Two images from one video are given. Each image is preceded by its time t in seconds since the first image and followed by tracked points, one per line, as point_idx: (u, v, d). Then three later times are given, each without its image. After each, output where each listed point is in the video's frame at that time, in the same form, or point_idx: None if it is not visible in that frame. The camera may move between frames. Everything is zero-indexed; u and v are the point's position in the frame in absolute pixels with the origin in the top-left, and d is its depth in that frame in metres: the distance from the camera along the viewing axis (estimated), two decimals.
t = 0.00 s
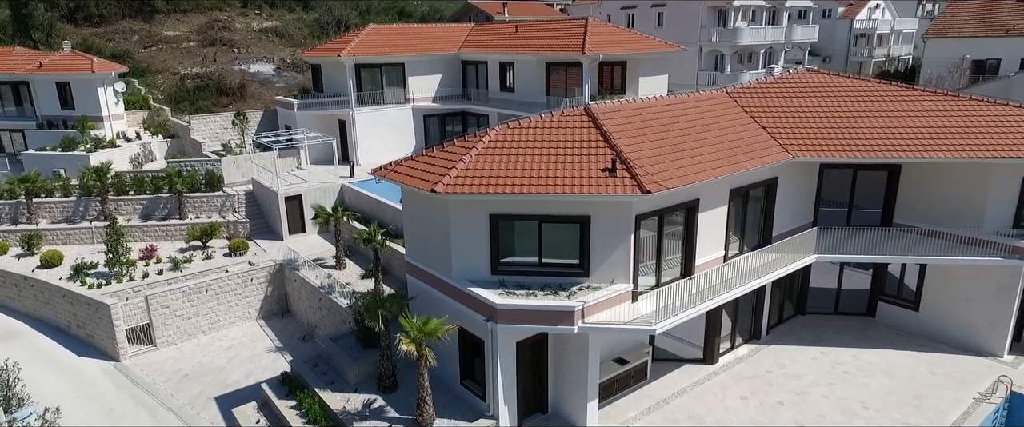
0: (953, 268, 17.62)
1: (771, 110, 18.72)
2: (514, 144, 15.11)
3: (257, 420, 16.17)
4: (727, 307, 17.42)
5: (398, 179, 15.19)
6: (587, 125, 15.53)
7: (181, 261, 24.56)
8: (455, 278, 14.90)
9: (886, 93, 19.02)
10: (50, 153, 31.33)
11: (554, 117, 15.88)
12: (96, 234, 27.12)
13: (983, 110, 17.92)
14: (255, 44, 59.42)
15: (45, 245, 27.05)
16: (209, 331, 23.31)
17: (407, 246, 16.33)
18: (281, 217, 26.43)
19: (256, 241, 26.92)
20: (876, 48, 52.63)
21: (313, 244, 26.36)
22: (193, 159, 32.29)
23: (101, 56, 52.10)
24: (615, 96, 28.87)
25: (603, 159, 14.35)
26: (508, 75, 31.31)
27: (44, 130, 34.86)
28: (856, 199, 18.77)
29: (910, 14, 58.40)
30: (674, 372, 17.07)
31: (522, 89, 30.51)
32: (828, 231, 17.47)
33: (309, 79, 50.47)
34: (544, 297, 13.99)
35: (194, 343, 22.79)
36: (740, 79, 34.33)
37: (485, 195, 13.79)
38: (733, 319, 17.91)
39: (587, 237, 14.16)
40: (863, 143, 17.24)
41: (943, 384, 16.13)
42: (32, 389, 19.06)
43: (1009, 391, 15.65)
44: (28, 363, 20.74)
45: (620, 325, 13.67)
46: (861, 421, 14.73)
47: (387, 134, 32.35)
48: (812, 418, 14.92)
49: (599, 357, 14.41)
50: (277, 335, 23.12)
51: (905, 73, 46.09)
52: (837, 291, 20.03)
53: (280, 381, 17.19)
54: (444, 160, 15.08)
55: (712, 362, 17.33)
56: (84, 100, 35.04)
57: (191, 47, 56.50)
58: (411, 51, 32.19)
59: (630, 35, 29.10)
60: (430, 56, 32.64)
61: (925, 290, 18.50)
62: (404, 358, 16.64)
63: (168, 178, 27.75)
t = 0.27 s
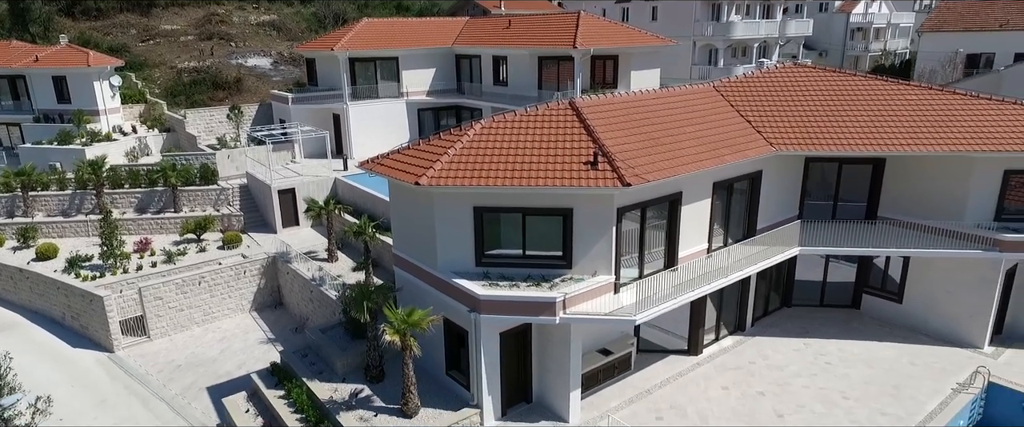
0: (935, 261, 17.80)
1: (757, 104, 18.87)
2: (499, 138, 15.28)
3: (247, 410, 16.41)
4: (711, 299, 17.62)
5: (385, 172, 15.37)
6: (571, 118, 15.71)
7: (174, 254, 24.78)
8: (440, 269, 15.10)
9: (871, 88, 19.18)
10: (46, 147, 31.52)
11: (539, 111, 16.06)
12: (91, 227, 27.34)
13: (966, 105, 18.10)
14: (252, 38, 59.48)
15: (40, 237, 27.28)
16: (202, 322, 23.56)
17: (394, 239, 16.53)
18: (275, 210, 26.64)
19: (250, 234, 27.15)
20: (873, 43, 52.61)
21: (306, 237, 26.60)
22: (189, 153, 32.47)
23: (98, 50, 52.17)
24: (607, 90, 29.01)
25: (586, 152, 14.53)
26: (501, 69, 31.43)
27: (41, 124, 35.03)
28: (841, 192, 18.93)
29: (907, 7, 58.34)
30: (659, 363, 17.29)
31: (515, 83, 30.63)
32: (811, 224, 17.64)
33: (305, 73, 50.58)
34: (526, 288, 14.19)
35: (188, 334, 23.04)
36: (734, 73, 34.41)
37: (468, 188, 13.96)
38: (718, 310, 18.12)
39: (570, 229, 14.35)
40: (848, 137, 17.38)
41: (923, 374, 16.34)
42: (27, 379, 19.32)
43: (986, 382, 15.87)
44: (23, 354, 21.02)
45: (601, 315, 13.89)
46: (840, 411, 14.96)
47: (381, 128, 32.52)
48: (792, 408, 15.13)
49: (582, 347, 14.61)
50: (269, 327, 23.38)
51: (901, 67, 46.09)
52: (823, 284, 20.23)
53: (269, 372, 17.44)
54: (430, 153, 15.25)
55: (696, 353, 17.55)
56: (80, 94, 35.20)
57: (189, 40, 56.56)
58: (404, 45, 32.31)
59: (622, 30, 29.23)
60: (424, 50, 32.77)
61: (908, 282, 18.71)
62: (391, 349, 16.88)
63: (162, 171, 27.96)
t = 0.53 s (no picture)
0: (919, 254, 17.94)
1: (743, 99, 19.00)
2: (485, 132, 15.42)
3: (236, 401, 16.61)
4: (697, 292, 17.79)
5: (372, 166, 15.51)
6: (556, 113, 15.86)
7: (169, 247, 24.96)
8: (426, 262, 15.28)
9: (857, 82, 19.32)
10: (43, 141, 31.67)
11: (525, 105, 16.22)
12: (87, 221, 27.53)
13: (950, 99, 18.24)
14: (250, 33, 59.52)
15: (36, 231, 27.47)
16: (196, 315, 23.78)
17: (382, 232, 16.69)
18: (268, 203, 26.79)
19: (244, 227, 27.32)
20: (870, 37, 52.57)
21: (300, 230, 26.78)
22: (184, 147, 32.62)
23: (96, 44, 52.24)
24: (599, 84, 29.11)
25: (570, 147, 14.68)
26: (495, 63, 31.54)
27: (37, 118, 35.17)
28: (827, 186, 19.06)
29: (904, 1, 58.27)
30: (645, 355, 17.48)
31: (508, 77, 30.74)
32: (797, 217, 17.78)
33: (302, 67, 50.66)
34: (510, 281, 14.36)
35: (182, 327, 23.26)
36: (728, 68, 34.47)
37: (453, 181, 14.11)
38: (704, 303, 18.28)
39: (554, 222, 14.51)
40: (833, 131, 17.50)
41: (905, 366, 16.52)
42: (21, 371, 19.54)
43: (967, 373, 16.06)
44: (19, 346, 21.24)
45: (584, 307, 14.06)
46: (821, 402, 15.13)
47: (375, 122, 32.63)
48: (774, 399, 15.31)
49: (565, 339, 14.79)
50: (262, 319, 23.59)
51: (897, 61, 46.09)
52: (810, 277, 20.40)
53: (259, 363, 17.64)
54: (417, 147, 15.40)
55: (682, 345, 17.73)
56: (77, 88, 35.33)
57: (186, 35, 56.63)
58: (398, 40, 32.38)
59: (614, 25, 29.33)
60: (418, 44, 32.85)
61: (894, 276, 18.86)
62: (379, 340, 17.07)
63: (157, 165, 28.12)
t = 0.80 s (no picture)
0: (902, 247, 18.07)
1: (730, 93, 19.10)
2: (470, 125, 15.54)
3: (225, 392, 16.78)
4: (682, 284, 17.95)
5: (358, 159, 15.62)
6: (541, 107, 15.98)
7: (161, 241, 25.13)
8: (411, 255, 15.42)
9: (843, 76, 19.43)
10: (37, 135, 31.78)
11: (510, 99, 16.34)
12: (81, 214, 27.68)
13: (934, 93, 18.36)
14: (246, 27, 59.53)
15: (31, 224, 27.62)
16: (188, 308, 23.96)
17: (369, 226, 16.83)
18: (261, 197, 26.95)
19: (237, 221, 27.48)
20: (865, 32, 52.57)
21: (292, 224, 26.94)
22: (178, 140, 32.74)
23: (92, 39, 52.27)
24: (591, 78, 29.20)
25: (553, 140, 14.80)
26: (487, 57, 31.65)
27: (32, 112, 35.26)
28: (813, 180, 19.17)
29: None
30: (630, 347, 17.65)
31: (501, 71, 30.87)
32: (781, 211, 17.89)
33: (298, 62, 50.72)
34: (493, 273, 14.50)
35: (174, 319, 23.45)
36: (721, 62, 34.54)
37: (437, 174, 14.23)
38: (689, 296, 18.43)
39: (537, 215, 14.63)
40: (818, 125, 17.59)
41: (886, 358, 16.69)
42: (14, 363, 19.74)
43: (946, 365, 16.23)
44: (12, 338, 21.42)
45: (566, 298, 14.20)
46: (802, 393, 15.31)
47: (369, 117, 32.74)
48: (755, 390, 15.48)
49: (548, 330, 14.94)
50: (254, 312, 23.77)
51: (892, 56, 46.12)
52: (796, 270, 20.53)
53: (248, 355, 17.81)
54: (402, 140, 15.51)
55: (667, 337, 17.89)
56: (72, 82, 35.42)
57: (183, 29, 56.66)
58: (391, 34, 32.45)
59: (606, 19, 29.42)
60: (411, 39, 32.92)
61: (878, 269, 19.01)
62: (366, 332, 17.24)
63: (151, 159, 28.25)
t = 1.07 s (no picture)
0: (885, 239, 18.21)
1: (714, 86, 19.21)
2: (453, 119, 15.67)
3: (212, 382, 16.98)
4: (666, 276, 18.10)
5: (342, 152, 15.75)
6: (524, 100, 16.11)
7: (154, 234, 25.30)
8: (395, 247, 15.58)
9: (827, 70, 19.54)
10: (31, 128, 31.91)
11: (494, 93, 16.46)
12: (74, 208, 27.84)
13: (916, 86, 18.49)
14: (242, 21, 59.52)
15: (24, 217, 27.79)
16: (180, 300, 24.15)
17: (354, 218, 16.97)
18: (253, 190, 27.10)
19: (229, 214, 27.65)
20: (861, 25, 52.51)
21: (284, 217, 27.12)
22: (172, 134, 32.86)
23: (88, 33, 52.29)
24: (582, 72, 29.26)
25: (535, 133, 14.93)
26: (479, 51, 31.73)
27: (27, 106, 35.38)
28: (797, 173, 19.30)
29: None
30: (613, 338, 17.81)
31: (492, 65, 30.98)
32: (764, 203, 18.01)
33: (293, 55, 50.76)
34: (475, 264, 14.65)
35: (165, 311, 23.64)
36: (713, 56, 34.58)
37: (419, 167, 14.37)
38: (674, 288, 18.58)
39: (519, 207, 14.77)
40: (800, 118, 17.71)
41: (866, 350, 16.86)
42: (5, 354, 19.96)
43: (925, 356, 16.40)
44: (4, 330, 21.63)
45: (546, 290, 14.36)
46: (781, 383, 15.48)
47: (361, 110, 32.83)
48: (735, 380, 15.66)
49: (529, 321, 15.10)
50: (245, 304, 23.96)
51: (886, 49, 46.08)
52: (782, 263, 20.67)
53: (235, 346, 18.00)
54: (386, 133, 15.63)
55: (650, 329, 18.05)
56: (66, 76, 35.52)
57: (179, 23, 56.67)
58: (383, 28, 32.49)
59: (597, 14, 29.53)
60: (403, 32, 32.98)
61: (862, 261, 19.14)
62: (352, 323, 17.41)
63: (143, 152, 28.38)
